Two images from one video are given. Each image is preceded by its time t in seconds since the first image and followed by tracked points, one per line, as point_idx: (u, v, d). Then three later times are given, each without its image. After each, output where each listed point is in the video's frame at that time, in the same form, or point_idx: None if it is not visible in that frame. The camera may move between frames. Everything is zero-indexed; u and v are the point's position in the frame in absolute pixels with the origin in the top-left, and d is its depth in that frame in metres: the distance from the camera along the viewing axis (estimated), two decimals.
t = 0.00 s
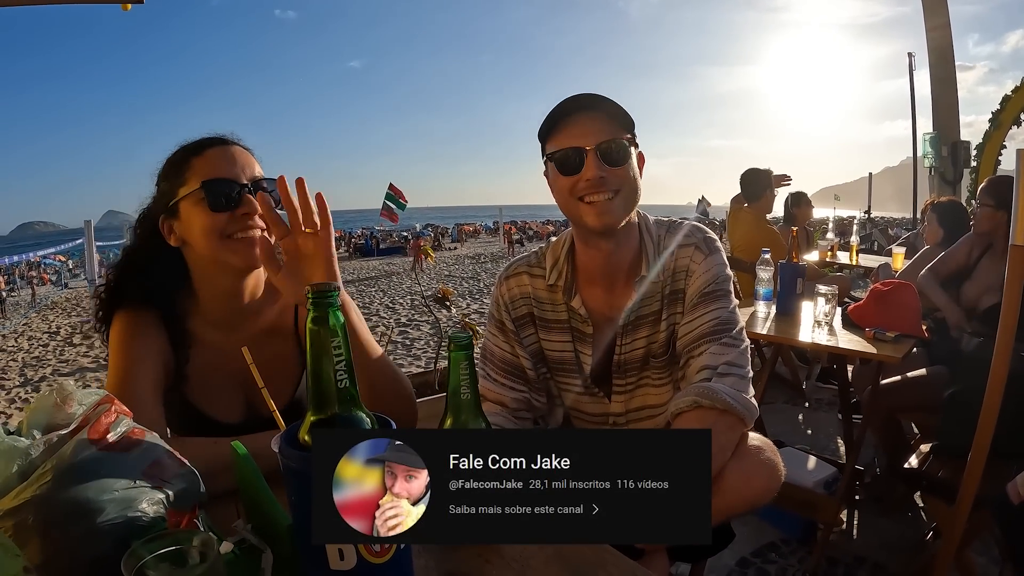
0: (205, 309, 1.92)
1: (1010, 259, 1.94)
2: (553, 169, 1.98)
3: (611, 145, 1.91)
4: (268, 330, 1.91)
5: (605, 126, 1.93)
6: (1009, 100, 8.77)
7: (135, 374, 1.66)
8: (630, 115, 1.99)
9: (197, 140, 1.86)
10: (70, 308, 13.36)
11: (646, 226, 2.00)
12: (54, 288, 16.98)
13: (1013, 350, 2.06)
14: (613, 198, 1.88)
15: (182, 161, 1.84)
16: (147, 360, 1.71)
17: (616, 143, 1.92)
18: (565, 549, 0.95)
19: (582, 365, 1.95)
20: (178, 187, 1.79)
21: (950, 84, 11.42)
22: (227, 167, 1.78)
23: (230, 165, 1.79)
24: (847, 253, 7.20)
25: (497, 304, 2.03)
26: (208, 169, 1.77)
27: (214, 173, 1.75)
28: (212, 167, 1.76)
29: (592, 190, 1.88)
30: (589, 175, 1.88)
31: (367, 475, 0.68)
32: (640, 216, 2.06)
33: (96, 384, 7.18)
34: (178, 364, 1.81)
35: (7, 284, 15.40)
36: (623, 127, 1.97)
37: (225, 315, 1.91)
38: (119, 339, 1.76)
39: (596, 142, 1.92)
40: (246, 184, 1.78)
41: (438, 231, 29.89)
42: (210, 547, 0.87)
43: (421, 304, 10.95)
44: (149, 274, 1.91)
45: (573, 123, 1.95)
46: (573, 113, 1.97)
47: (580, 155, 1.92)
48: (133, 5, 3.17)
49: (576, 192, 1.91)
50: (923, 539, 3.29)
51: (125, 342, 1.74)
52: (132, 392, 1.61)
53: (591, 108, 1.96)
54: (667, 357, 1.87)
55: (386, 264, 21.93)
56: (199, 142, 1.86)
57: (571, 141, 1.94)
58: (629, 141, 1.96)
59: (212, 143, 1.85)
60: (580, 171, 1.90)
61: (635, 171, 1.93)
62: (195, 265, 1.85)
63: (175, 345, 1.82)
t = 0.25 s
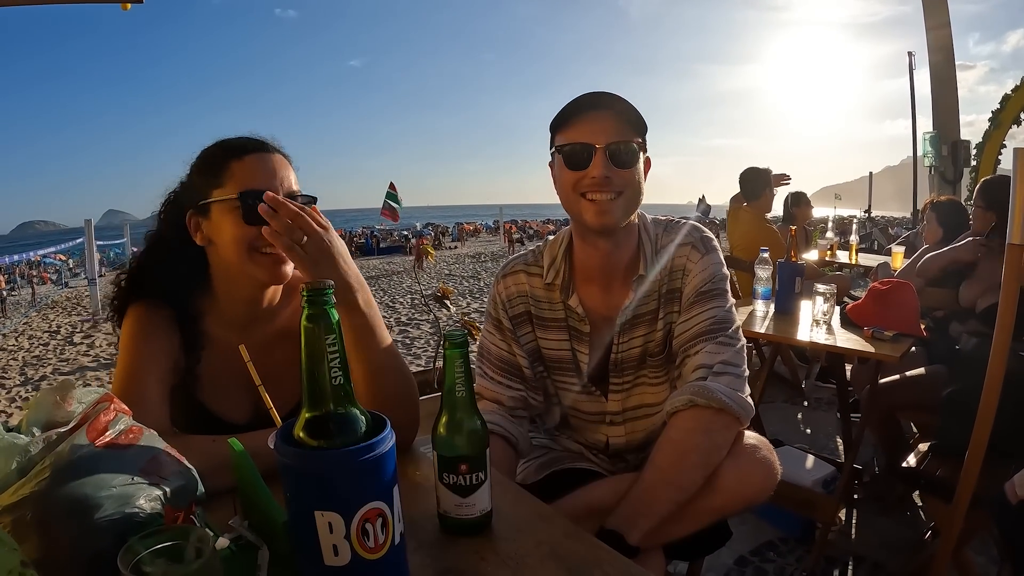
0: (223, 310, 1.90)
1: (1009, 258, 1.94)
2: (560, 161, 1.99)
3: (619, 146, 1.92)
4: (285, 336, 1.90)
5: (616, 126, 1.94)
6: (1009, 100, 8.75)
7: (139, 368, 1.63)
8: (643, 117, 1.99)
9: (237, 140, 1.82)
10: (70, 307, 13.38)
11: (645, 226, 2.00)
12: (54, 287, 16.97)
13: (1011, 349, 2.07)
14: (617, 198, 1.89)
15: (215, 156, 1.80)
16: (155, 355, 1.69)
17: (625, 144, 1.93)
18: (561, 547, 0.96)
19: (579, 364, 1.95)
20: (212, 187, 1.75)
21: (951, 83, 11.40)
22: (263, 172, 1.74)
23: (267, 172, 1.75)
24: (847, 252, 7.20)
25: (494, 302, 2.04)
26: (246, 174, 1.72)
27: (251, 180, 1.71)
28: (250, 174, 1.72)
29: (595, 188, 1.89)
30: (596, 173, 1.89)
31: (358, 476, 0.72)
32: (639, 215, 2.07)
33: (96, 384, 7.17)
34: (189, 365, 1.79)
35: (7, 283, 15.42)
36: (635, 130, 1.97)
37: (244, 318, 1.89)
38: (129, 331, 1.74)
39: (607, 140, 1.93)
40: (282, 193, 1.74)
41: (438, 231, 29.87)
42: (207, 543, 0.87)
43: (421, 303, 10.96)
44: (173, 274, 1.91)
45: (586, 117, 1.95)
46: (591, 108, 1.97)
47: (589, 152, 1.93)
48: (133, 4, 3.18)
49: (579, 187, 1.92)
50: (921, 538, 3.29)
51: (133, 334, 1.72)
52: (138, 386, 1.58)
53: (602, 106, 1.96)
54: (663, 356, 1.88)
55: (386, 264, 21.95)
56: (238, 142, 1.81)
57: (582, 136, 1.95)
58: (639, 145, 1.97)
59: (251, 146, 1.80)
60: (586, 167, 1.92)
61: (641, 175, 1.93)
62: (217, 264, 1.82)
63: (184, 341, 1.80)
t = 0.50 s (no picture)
0: (241, 307, 1.81)
1: (1012, 257, 1.94)
2: (568, 161, 1.99)
3: (627, 146, 1.91)
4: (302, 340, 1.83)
5: (624, 125, 1.93)
6: (1010, 98, 8.74)
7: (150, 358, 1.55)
8: (653, 118, 1.98)
9: (303, 158, 1.63)
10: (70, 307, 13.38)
11: (651, 225, 2.00)
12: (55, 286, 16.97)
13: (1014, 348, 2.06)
14: (623, 199, 1.88)
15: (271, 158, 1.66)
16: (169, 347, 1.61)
17: (634, 144, 1.92)
18: (564, 548, 0.95)
19: (583, 364, 1.94)
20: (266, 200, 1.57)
21: (951, 82, 11.39)
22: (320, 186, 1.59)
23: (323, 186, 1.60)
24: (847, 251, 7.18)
25: (499, 300, 2.03)
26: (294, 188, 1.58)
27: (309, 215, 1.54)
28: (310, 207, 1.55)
29: (603, 189, 1.88)
30: (603, 174, 1.88)
31: (359, 475, 0.71)
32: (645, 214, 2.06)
33: (97, 382, 7.17)
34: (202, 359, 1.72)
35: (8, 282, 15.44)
36: (644, 129, 1.96)
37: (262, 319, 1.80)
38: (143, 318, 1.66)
39: (615, 140, 1.91)
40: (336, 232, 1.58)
41: (438, 230, 29.86)
42: (207, 545, 0.86)
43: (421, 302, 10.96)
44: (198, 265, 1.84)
45: (594, 117, 1.94)
46: (602, 108, 1.95)
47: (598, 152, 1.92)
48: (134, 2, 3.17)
49: (586, 186, 1.91)
50: (922, 537, 3.29)
51: (148, 322, 1.63)
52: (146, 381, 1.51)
53: (608, 105, 1.96)
54: (667, 356, 1.88)
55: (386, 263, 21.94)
56: (305, 162, 1.62)
57: (590, 135, 1.94)
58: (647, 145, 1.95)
59: (317, 172, 1.61)
60: (592, 167, 1.91)
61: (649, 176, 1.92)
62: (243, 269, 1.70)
63: (198, 336, 1.72)
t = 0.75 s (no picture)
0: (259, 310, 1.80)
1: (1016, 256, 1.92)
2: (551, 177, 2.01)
3: (602, 147, 1.92)
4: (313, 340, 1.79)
5: (594, 126, 1.93)
6: (1011, 98, 8.72)
7: (158, 355, 1.52)
8: (624, 111, 1.97)
9: (327, 158, 1.65)
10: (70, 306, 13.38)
11: (657, 223, 1.98)
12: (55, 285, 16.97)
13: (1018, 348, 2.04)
14: (611, 202, 1.89)
15: (300, 159, 1.67)
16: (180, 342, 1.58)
17: (607, 143, 1.92)
18: (565, 550, 0.94)
19: (588, 363, 1.93)
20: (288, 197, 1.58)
21: (952, 81, 11.37)
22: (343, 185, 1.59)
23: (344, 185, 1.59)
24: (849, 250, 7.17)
25: (505, 297, 2.02)
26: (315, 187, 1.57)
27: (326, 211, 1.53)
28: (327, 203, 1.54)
29: (587, 196, 1.89)
30: (580, 183, 1.90)
31: (359, 477, 0.70)
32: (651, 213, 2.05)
33: (96, 382, 7.16)
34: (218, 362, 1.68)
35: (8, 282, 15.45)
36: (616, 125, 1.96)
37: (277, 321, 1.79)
38: (156, 312, 1.64)
39: (586, 146, 1.93)
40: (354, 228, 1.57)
41: (439, 229, 29.86)
42: (204, 548, 0.85)
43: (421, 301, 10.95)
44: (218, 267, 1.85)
45: (565, 129, 1.97)
46: (571, 116, 1.96)
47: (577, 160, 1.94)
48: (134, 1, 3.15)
49: (571, 198, 1.93)
50: (924, 538, 3.28)
51: (160, 317, 1.61)
52: (154, 376, 1.48)
53: (576, 111, 1.97)
54: (674, 355, 1.86)
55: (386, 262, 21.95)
56: (328, 161, 1.63)
57: (567, 147, 1.96)
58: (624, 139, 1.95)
59: (343, 172, 1.63)
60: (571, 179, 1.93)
61: (628, 172, 1.92)
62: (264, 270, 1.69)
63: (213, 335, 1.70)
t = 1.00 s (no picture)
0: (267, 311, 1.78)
1: None
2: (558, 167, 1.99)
3: (611, 137, 1.90)
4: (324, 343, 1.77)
5: (602, 117, 1.93)
6: (1013, 96, 8.69)
7: (165, 351, 1.50)
8: (631, 105, 1.97)
9: (343, 155, 1.64)
10: (71, 304, 13.39)
11: (660, 221, 1.96)
12: (55, 284, 16.95)
13: None
14: (618, 191, 1.87)
15: (316, 158, 1.67)
16: (188, 339, 1.55)
17: (615, 133, 1.90)
18: (571, 554, 0.92)
19: (591, 362, 1.91)
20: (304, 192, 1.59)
21: (954, 80, 11.34)
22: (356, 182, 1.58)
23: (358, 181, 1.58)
24: (850, 249, 7.14)
25: (506, 296, 2.00)
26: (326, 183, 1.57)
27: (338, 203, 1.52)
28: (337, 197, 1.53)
29: (596, 184, 1.88)
30: (591, 169, 1.88)
31: (363, 482, 0.68)
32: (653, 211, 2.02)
33: (96, 381, 7.14)
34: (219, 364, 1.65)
35: (9, 280, 15.48)
36: (624, 116, 1.95)
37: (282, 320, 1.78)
38: (165, 307, 1.62)
39: (595, 134, 1.91)
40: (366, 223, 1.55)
41: (439, 228, 29.84)
42: (200, 554, 0.82)
43: (422, 300, 10.91)
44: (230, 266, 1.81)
45: (574, 117, 1.95)
46: (581, 105, 1.95)
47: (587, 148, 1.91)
48: None
49: (580, 186, 1.91)
50: (927, 538, 3.26)
51: (168, 312, 1.59)
52: (159, 373, 1.45)
53: (585, 100, 1.96)
54: (678, 355, 1.84)
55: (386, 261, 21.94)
56: (342, 158, 1.63)
57: (575, 135, 1.94)
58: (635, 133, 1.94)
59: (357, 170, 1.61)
60: (580, 166, 1.91)
61: (637, 163, 1.91)
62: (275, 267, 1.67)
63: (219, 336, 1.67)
